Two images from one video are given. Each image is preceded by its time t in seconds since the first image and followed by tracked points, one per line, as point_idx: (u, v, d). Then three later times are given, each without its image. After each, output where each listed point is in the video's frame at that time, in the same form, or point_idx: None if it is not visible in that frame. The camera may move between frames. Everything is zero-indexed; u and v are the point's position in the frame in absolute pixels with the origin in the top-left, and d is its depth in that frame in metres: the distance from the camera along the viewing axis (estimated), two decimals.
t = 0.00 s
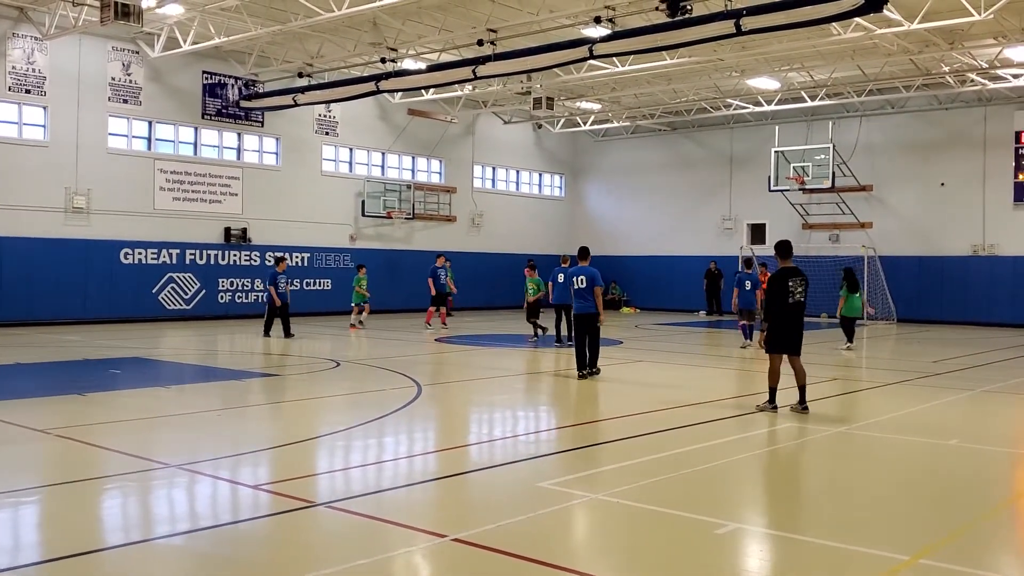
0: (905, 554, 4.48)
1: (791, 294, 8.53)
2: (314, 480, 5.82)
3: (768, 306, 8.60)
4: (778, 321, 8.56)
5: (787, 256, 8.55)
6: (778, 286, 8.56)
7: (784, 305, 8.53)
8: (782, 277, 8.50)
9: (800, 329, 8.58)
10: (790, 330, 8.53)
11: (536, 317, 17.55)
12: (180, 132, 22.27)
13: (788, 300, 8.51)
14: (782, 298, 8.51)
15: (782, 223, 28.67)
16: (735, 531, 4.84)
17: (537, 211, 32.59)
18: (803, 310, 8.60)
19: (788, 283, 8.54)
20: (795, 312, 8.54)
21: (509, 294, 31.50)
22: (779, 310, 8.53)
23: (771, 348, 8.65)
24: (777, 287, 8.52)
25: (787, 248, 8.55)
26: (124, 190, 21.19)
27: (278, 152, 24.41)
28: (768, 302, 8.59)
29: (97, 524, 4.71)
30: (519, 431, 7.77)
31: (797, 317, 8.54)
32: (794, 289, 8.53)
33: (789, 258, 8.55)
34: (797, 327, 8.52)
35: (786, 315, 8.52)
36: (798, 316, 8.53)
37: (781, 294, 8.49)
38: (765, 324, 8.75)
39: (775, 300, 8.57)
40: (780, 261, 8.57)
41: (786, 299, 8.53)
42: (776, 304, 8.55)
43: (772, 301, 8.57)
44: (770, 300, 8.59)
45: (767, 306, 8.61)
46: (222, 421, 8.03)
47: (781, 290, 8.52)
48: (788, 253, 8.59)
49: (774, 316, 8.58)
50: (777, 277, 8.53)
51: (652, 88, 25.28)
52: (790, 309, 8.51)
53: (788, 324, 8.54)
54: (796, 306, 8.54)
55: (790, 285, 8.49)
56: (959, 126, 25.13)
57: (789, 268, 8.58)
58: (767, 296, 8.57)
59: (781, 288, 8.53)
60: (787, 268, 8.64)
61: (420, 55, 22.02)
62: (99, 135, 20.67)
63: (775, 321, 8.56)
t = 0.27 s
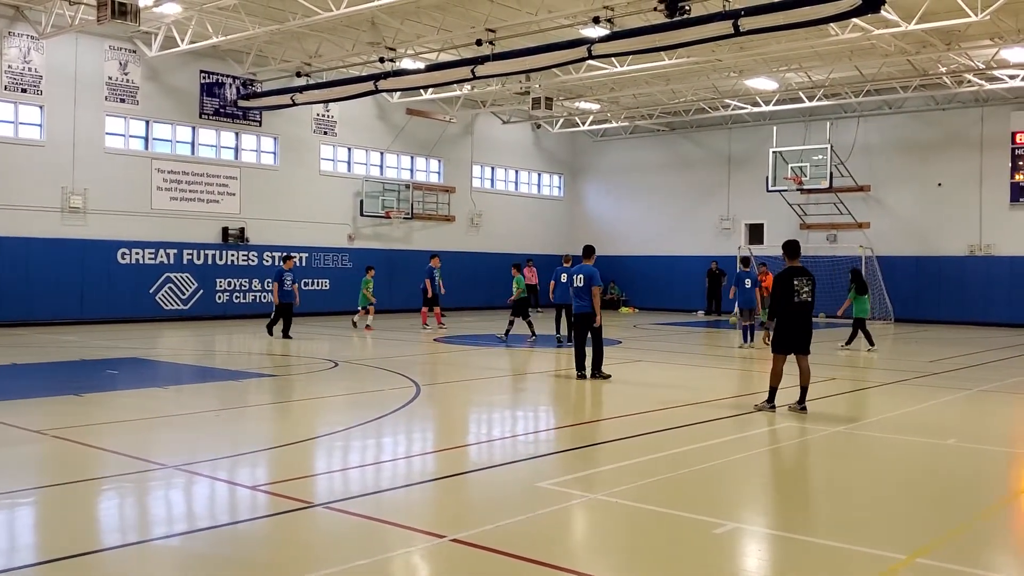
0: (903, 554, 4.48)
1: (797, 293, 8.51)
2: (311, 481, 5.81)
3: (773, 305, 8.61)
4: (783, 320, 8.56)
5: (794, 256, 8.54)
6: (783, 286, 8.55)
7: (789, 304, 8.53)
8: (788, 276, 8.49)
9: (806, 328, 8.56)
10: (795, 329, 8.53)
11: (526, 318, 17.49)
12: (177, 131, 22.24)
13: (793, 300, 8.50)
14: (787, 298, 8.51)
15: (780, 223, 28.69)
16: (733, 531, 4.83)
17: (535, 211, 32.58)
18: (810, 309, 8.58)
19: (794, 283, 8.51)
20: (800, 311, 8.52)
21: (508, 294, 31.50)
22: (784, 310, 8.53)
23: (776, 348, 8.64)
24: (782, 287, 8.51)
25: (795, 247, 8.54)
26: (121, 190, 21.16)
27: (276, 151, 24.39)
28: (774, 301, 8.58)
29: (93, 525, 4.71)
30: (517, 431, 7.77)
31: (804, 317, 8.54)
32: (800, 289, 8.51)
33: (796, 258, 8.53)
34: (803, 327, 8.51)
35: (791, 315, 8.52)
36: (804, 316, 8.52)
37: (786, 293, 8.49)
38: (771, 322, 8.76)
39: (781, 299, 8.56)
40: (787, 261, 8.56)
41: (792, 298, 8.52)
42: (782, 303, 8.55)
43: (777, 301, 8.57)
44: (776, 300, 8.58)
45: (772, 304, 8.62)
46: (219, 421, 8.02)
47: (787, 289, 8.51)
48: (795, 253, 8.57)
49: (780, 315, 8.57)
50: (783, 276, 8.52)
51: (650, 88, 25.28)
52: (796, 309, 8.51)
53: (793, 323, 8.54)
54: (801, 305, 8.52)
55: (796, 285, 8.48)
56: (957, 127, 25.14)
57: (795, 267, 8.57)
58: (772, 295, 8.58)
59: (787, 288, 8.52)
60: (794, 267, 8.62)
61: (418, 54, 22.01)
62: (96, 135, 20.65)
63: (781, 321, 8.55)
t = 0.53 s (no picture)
0: (903, 553, 4.44)
1: (803, 293, 8.48)
2: (310, 481, 5.77)
3: (778, 303, 8.58)
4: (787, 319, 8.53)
5: (802, 255, 8.51)
6: (790, 284, 8.51)
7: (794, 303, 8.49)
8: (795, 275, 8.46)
9: (811, 329, 8.52)
10: (800, 329, 8.49)
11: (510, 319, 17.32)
12: (176, 132, 22.21)
13: (799, 299, 8.47)
14: (793, 296, 8.47)
15: (780, 223, 28.66)
16: (733, 531, 4.80)
17: (534, 212, 32.55)
18: (815, 310, 8.54)
19: (801, 282, 8.48)
20: (805, 311, 8.49)
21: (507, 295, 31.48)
22: (789, 309, 8.50)
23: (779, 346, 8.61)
24: (789, 285, 8.47)
25: (804, 247, 8.51)
26: (119, 191, 21.12)
27: (275, 152, 24.36)
28: (779, 299, 8.55)
29: (91, 525, 4.67)
30: (516, 431, 7.74)
31: (808, 317, 8.51)
32: (806, 288, 8.48)
33: (804, 258, 8.50)
34: (808, 327, 8.48)
35: (795, 314, 8.48)
36: (809, 316, 8.49)
37: (793, 291, 8.45)
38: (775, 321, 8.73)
39: (786, 298, 8.53)
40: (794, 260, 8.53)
41: (798, 297, 8.49)
42: (788, 302, 8.52)
43: (783, 299, 8.54)
44: (782, 298, 8.55)
45: (777, 303, 8.60)
46: (218, 422, 7.99)
47: (793, 288, 8.47)
48: (803, 253, 8.53)
49: (785, 314, 8.54)
50: (789, 275, 8.49)
51: (649, 88, 25.25)
52: (802, 308, 8.48)
53: (798, 323, 8.50)
54: (807, 305, 8.48)
55: (802, 284, 8.45)
56: (956, 126, 25.12)
57: (802, 267, 8.53)
58: (778, 293, 8.55)
59: (793, 287, 8.49)
60: (801, 267, 8.59)
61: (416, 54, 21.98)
62: (94, 136, 20.62)
63: (786, 319, 8.52)
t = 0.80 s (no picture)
0: (906, 554, 4.46)
1: (811, 293, 8.49)
2: (314, 483, 5.80)
3: (785, 303, 8.59)
4: (795, 319, 8.54)
5: (812, 256, 8.52)
6: (798, 285, 8.53)
7: (802, 303, 8.50)
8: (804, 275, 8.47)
9: (818, 330, 8.53)
10: (807, 329, 8.50)
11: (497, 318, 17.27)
12: (180, 134, 22.26)
13: (807, 299, 8.48)
14: (802, 297, 8.48)
15: (783, 223, 28.65)
16: (737, 532, 4.82)
17: (537, 212, 32.58)
18: (822, 311, 8.55)
19: (809, 283, 8.49)
20: (813, 312, 8.49)
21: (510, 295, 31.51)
22: (797, 309, 8.51)
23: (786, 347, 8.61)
24: (798, 285, 8.48)
25: (814, 249, 8.52)
26: (124, 193, 21.18)
27: (278, 154, 24.42)
28: (787, 299, 8.57)
29: (97, 527, 4.70)
30: (518, 432, 7.76)
31: (815, 318, 8.51)
32: (815, 289, 8.49)
33: (813, 259, 8.51)
34: (814, 329, 8.48)
35: (803, 314, 8.48)
36: (816, 317, 8.49)
37: (801, 292, 8.46)
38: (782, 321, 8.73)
39: (794, 298, 8.54)
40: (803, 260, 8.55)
41: (806, 298, 8.50)
42: (796, 302, 8.53)
43: (790, 300, 8.55)
44: (789, 298, 8.57)
45: (784, 303, 8.61)
46: (221, 423, 8.03)
47: (801, 288, 8.48)
48: (813, 254, 8.55)
49: (792, 314, 8.55)
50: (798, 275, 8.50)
51: (652, 88, 25.26)
52: (809, 309, 8.49)
53: (805, 323, 8.50)
54: (815, 305, 8.49)
55: (810, 284, 8.47)
56: (960, 126, 25.10)
57: (811, 268, 8.55)
58: (786, 293, 8.55)
59: (801, 287, 8.50)
60: (810, 268, 8.60)
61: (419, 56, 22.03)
62: (99, 138, 20.68)
63: (793, 320, 8.53)
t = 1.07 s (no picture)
0: (910, 553, 4.45)
1: (818, 293, 8.48)
2: (316, 483, 5.80)
3: (791, 303, 8.57)
4: (801, 319, 8.53)
5: (818, 256, 8.51)
6: (804, 285, 8.51)
7: (808, 304, 8.49)
8: (810, 276, 8.46)
9: (824, 330, 8.54)
10: (813, 329, 8.50)
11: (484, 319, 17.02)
12: (181, 135, 22.27)
13: (813, 300, 8.47)
14: (808, 297, 8.47)
15: (784, 223, 28.63)
16: (740, 531, 4.82)
17: (537, 212, 32.57)
18: (828, 311, 8.55)
19: (816, 283, 8.48)
20: (819, 312, 8.49)
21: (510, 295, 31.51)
22: (804, 310, 8.50)
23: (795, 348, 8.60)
24: (804, 285, 8.46)
25: (819, 248, 8.51)
26: (125, 194, 21.19)
27: (279, 155, 24.42)
28: (793, 299, 8.55)
29: (99, 527, 4.70)
30: (520, 432, 7.76)
31: (823, 318, 8.50)
32: (821, 289, 8.48)
33: (819, 258, 8.50)
34: (822, 329, 8.48)
35: (809, 315, 8.48)
36: (823, 317, 8.49)
37: (808, 292, 8.45)
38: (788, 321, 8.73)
39: (801, 299, 8.53)
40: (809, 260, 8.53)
41: (812, 298, 8.49)
42: (802, 303, 8.51)
43: (796, 300, 8.53)
44: (796, 299, 8.55)
45: (791, 304, 8.59)
46: (223, 423, 8.03)
47: (808, 288, 8.47)
48: (820, 254, 8.53)
49: (799, 315, 8.54)
50: (804, 275, 8.48)
51: (653, 88, 25.25)
52: (816, 309, 8.47)
53: (811, 323, 8.50)
54: (821, 306, 8.49)
55: (817, 284, 8.45)
56: (960, 125, 25.08)
57: (817, 268, 8.53)
58: (793, 293, 8.53)
59: (808, 288, 8.49)
60: (816, 268, 8.60)
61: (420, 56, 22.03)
62: (100, 139, 20.69)
63: (800, 321, 8.52)
